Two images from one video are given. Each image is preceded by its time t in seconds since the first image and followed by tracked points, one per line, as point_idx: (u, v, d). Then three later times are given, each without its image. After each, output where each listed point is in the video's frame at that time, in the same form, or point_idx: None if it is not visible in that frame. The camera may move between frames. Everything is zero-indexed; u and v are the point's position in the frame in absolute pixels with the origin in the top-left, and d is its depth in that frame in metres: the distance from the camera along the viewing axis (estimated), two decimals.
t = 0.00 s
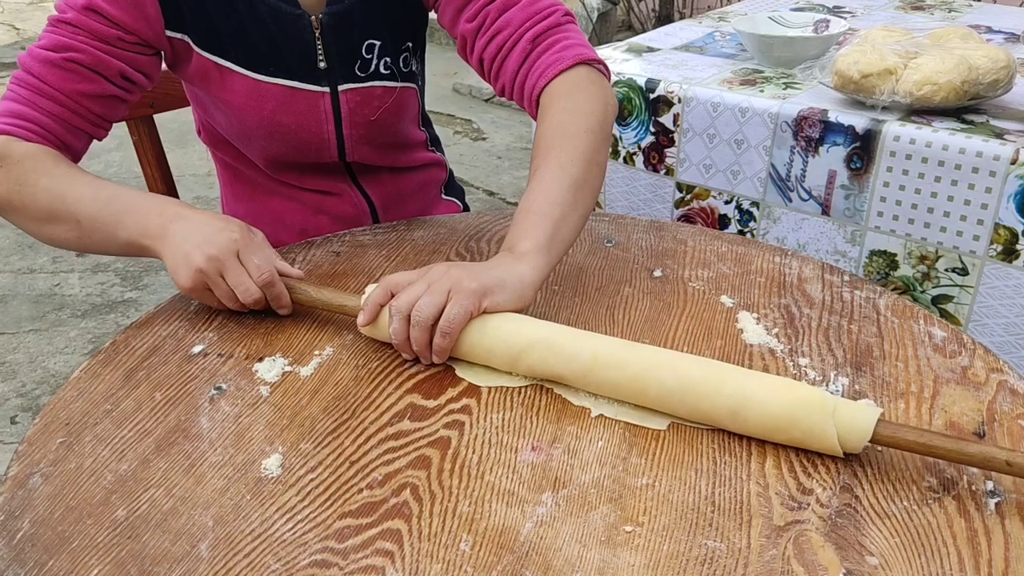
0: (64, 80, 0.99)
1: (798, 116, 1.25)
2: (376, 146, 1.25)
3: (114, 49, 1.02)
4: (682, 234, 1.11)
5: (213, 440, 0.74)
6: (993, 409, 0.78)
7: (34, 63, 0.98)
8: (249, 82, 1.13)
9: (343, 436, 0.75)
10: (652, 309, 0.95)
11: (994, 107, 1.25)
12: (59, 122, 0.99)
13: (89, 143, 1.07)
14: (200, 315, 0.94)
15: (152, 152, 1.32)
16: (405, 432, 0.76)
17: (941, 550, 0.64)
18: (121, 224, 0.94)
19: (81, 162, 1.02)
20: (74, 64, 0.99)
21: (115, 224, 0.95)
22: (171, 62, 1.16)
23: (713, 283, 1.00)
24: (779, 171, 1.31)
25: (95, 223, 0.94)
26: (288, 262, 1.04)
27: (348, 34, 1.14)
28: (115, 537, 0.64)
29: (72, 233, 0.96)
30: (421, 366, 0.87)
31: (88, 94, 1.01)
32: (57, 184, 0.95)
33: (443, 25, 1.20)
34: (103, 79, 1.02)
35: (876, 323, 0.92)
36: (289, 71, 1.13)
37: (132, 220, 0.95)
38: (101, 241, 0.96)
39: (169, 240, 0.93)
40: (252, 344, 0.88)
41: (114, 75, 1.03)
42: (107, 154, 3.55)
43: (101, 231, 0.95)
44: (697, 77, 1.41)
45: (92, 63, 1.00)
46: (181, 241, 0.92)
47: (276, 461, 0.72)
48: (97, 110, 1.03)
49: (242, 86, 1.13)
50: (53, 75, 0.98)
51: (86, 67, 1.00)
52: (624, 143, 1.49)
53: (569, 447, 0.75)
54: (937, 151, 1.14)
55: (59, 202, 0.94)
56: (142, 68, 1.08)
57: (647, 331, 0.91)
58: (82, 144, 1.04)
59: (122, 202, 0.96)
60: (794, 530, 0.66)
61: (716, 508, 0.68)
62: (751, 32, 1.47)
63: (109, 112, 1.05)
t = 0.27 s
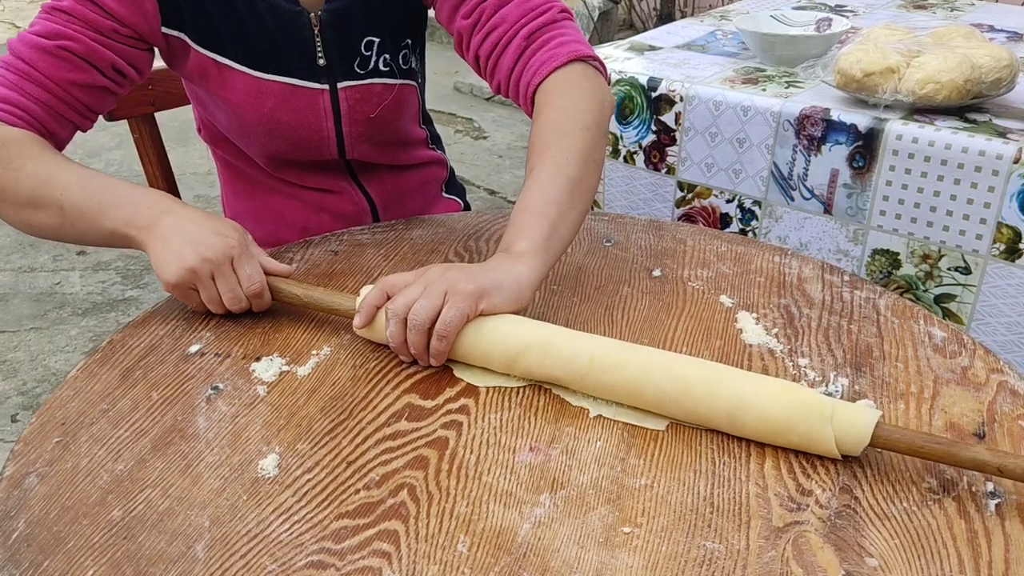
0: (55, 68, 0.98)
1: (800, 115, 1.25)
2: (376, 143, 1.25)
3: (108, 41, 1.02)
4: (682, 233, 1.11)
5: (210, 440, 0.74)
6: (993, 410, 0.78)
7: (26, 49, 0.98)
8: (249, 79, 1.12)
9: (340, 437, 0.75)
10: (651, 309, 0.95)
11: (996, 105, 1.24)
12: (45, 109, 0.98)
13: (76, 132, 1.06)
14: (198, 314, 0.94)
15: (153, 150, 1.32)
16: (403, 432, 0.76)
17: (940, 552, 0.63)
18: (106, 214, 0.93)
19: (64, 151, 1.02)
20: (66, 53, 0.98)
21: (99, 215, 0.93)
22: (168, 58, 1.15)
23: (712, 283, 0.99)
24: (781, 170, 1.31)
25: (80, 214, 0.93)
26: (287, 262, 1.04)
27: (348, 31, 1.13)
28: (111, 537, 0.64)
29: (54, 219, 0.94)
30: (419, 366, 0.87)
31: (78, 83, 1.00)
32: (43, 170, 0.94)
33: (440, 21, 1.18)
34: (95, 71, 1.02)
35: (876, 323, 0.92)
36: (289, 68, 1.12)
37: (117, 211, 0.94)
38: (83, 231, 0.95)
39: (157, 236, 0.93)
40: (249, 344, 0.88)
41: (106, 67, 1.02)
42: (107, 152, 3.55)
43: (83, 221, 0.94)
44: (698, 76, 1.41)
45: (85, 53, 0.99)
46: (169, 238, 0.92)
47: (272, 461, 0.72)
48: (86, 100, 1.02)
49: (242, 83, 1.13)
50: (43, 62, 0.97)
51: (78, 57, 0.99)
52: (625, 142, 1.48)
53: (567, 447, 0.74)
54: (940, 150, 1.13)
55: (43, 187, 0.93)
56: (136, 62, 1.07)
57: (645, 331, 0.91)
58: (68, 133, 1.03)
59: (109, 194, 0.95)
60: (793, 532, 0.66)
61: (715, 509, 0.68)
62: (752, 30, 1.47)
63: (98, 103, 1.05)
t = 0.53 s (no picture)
0: (51, 60, 0.98)
1: (803, 114, 1.24)
2: (377, 141, 1.24)
3: (105, 35, 1.02)
4: (684, 232, 1.11)
5: (212, 438, 0.74)
6: (996, 410, 0.78)
7: (22, 40, 0.98)
8: (250, 76, 1.12)
9: (342, 435, 0.75)
10: (653, 308, 0.95)
11: (999, 105, 1.24)
12: (37, 99, 0.98)
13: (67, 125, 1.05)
14: (200, 313, 0.94)
15: (156, 148, 1.32)
16: (405, 430, 0.76)
17: (943, 552, 0.63)
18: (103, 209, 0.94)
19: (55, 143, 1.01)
20: (62, 45, 0.98)
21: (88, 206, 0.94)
22: (167, 56, 1.15)
23: (714, 282, 0.99)
24: (784, 169, 1.31)
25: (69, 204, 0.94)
26: (288, 260, 1.04)
27: (348, 28, 1.13)
28: (113, 536, 0.64)
29: (41, 208, 0.94)
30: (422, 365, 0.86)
31: (72, 76, 1.00)
32: (38, 160, 0.95)
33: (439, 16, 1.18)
34: (90, 64, 1.02)
35: (878, 323, 0.92)
36: (289, 64, 1.12)
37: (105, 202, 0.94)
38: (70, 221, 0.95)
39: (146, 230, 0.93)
40: (251, 342, 0.88)
41: (101, 61, 1.03)
42: (109, 149, 3.55)
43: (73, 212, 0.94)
44: (701, 74, 1.40)
45: (81, 46, 0.99)
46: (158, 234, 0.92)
47: (275, 459, 0.72)
48: (79, 94, 1.02)
49: (242, 80, 1.13)
50: (38, 53, 0.97)
51: (74, 50, 0.99)
52: (627, 140, 1.48)
53: (569, 446, 0.74)
54: (943, 149, 1.13)
55: (32, 175, 0.94)
56: (131, 58, 1.08)
57: (648, 330, 0.91)
58: (59, 125, 1.02)
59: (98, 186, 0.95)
60: (795, 532, 0.66)
61: (717, 509, 0.68)
62: (755, 29, 1.46)
63: (91, 97, 1.05)
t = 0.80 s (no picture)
0: (46, 48, 0.98)
1: (806, 112, 1.24)
2: (377, 137, 1.24)
3: (101, 24, 1.02)
4: (686, 231, 1.11)
5: (214, 436, 0.74)
6: (999, 410, 0.78)
7: (17, 26, 0.97)
8: (249, 69, 1.12)
9: (344, 434, 0.75)
10: (655, 307, 0.94)
11: (1002, 103, 1.24)
12: (31, 87, 0.98)
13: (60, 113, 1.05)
14: (201, 310, 0.94)
15: (157, 146, 1.31)
16: (407, 429, 0.76)
17: (946, 552, 0.63)
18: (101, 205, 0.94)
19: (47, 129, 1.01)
20: (58, 33, 0.98)
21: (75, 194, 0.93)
22: (168, 46, 1.15)
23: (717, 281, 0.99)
24: (786, 168, 1.30)
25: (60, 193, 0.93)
26: (290, 257, 1.04)
27: (348, 24, 1.13)
28: (114, 534, 0.64)
29: (30, 191, 0.94)
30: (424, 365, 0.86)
31: (67, 64, 1.00)
32: (39, 148, 0.94)
33: (439, 12, 1.17)
34: (85, 52, 1.02)
35: (881, 322, 0.91)
36: (289, 58, 1.12)
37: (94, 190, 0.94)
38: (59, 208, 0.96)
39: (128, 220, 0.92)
40: (253, 340, 0.88)
41: (97, 50, 1.03)
42: (111, 147, 3.55)
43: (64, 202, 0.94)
44: (703, 73, 1.40)
45: (78, 34, 0.99)
46: (141, 224, 0.91)
47: (276, 458, 0.72)
48: (73, 81, 1.02)
49: (242, 74, 1.12)
50: (34, 39, 0.97)
51: (70, 37, 0.99)
52: (628, 139, 1.48)
53: (571, 445, 0.74)
54: (946, 148, 1.13)
55: (24, 161, 0.93)
56: (127, 48, 1.08)
57: (650, 329, 0.91)
58: (52, 112, 1.03)
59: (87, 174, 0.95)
60: (798, 531, 0.65)
61: (719, 508, 0.67)
62: (758, 27, 1.46)
63: (86, 85, 1.05)
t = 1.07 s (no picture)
0: (56, 54, 1.00)
1: (809, 112, 1.24)
2: (377, 132, 1.24)
3: (108, 28, 1.04)
4: (694, 229, 1.11)
5: (226, 432, 0.74)
6: (1007, 408, 0.78)
7: (28, 33, 1.00)
8: (248, 65, 1.11)
9: (355, 430, 0.75)
10: (664, 305, 0.95)
11: (1005, 103, 1.24)
12: (44, 93, 1.01)
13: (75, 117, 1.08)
14: (211, 307, 0.94)
15: (162, 145, 1.32)
16: (417, 426, 0.76)
17: (956, 548, 0.63)
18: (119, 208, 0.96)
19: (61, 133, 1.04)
20: (66, 38, 1.00)
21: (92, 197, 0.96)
22: (169, 44, 1.15)
23: (725, 279, 0.99)
24: (789, 167, 1.31)
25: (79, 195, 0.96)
26: (299, 255, 1.04)
27: (347, 19, 1.12)
28: (128, 528, 0.64)
29: (52, 198, 0.97)
30: (431, 360, 0.87)
31: (77, 68, 1.02)
32: (63, 158, 0.98)
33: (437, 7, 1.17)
34: (94, 56, 1.04)
35: (889, 320, 0.92)
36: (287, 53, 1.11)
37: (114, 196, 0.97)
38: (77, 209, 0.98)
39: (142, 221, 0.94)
40: (263, 337, 0.88)
41: (105, 52, 1.05)
42: (113, 145, 3.56)
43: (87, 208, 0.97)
44: (707, 72, 1.40)
45: (85, 38, 1.02)
46: (156, 223, 0.93)
47: (288, 453, 0.72)
48: (85, 85, 1.05)
49: (241, 70, 1.12)
50: (43, 46, 1.00)
51: (77, 42, 1.02)
52: (630, 138, 1.48)
53: (581, 442, 0.74)
54: (949, 148, 1.13)
55: (44, 167, 0.96)
56: (135, 50, 1.10)
57: (659, 326, 0.91)
58: (66, 117, 1.05)
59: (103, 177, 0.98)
60: (808, 528, 0.66)
61: (730, 505, 0.68)
62: (762, 26, 1.46)
63: (97, 89, 1.07)
